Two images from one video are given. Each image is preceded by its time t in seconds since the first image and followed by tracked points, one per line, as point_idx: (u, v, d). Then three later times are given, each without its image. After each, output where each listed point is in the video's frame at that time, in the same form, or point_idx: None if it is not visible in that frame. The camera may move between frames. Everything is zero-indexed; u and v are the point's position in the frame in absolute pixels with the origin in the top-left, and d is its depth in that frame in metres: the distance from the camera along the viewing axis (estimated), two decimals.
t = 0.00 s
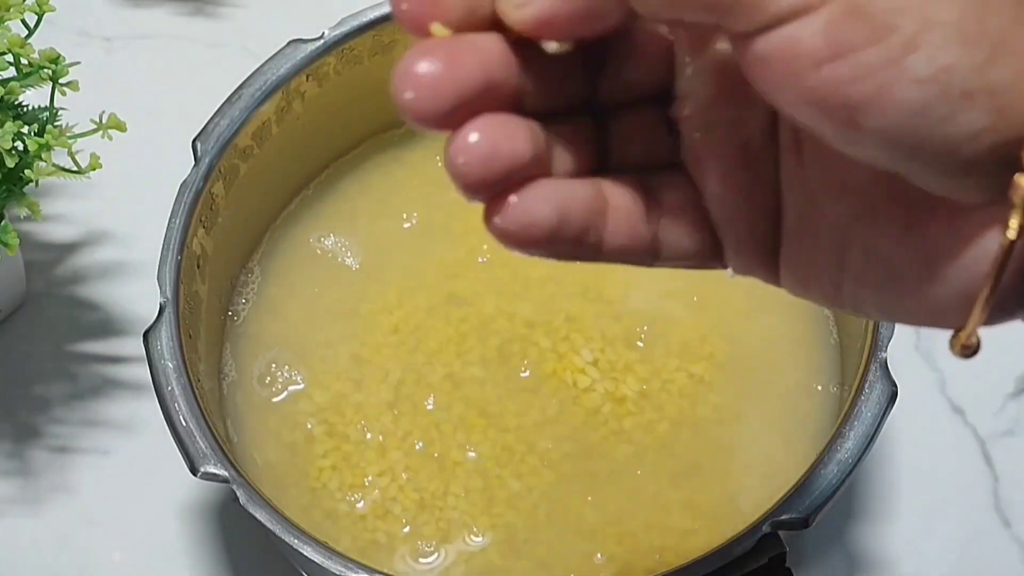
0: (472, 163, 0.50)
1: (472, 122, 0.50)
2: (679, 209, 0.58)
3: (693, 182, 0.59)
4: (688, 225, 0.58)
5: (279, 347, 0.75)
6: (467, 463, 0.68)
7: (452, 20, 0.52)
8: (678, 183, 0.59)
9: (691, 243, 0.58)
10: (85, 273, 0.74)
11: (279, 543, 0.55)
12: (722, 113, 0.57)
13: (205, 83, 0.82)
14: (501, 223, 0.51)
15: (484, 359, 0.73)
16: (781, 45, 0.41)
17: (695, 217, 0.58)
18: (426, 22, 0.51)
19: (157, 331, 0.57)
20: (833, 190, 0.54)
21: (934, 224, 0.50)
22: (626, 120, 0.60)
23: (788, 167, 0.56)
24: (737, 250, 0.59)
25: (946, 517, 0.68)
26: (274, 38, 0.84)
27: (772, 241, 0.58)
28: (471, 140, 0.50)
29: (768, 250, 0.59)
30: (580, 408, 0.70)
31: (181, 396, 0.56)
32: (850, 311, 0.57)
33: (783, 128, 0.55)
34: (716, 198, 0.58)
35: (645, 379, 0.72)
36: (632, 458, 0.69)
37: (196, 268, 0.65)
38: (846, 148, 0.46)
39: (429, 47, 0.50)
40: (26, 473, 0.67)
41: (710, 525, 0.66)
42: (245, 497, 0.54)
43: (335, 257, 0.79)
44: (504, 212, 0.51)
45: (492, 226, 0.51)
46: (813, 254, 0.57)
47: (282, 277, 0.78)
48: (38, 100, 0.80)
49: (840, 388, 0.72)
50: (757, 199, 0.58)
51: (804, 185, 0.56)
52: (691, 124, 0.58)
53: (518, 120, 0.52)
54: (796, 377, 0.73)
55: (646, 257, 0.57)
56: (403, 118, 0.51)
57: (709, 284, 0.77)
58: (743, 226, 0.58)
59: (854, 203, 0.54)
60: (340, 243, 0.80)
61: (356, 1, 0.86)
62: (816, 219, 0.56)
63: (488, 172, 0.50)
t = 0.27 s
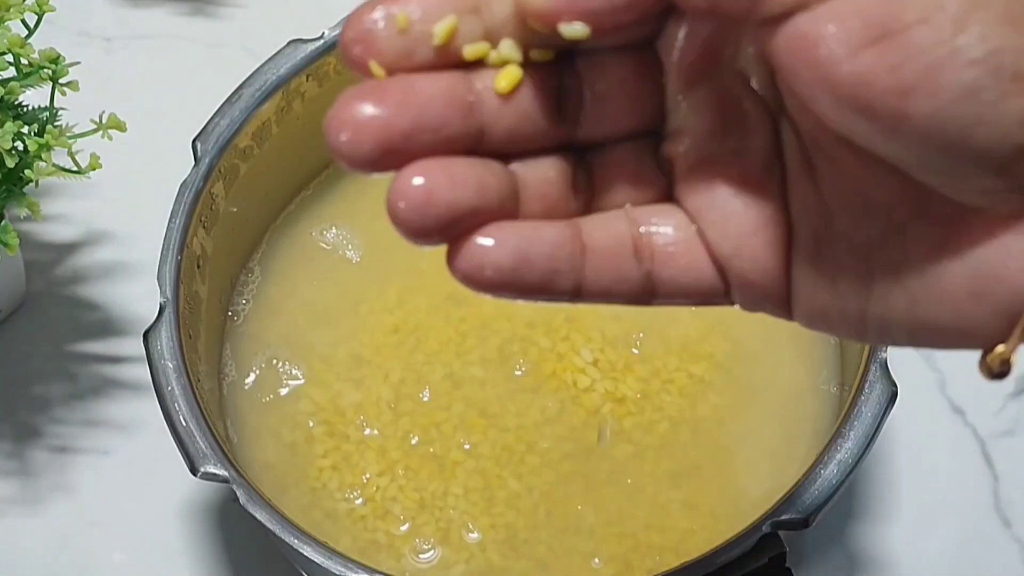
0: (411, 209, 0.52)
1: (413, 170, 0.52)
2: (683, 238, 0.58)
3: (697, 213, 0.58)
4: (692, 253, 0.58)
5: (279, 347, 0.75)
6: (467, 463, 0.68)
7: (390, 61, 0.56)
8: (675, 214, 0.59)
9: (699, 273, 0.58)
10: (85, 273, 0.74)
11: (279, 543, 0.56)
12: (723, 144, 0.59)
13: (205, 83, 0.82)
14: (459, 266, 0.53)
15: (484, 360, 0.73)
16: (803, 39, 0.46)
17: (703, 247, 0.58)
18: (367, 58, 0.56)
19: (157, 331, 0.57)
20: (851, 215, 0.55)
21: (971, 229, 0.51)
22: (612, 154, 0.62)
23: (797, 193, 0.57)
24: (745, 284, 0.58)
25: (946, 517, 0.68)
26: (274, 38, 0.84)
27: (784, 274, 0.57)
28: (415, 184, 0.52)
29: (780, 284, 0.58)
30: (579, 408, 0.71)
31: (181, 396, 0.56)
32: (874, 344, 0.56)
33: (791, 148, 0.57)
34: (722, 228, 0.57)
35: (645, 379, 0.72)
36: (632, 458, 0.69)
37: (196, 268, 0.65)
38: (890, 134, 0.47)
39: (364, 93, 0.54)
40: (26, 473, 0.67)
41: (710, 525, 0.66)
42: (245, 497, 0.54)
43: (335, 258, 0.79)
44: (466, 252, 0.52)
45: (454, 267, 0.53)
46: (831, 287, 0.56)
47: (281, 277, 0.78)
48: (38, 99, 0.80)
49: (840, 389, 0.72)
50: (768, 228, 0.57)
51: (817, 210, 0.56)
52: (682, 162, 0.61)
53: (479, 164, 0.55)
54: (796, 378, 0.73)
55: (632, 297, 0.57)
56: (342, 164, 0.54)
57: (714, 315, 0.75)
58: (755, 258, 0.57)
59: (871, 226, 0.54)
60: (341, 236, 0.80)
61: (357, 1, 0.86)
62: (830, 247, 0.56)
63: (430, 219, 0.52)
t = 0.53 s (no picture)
0: (411, 209, 0.51)
1: (412, 170, 0.51)
2: (689, 240, 0.58)
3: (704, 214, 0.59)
4: (699, 254, 0.58)
5: (279, 347, 0.75)
6: (467, 464, 0.68)
7: (385, 65, 0.57)
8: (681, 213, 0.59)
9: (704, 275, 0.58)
10: (85, 273, 0.74)
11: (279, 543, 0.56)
12: (722, 139, 0.60)
13: (205, 83, 0.82)
14: (464, 264, 0.51)
15: (484, 360, 0.73)
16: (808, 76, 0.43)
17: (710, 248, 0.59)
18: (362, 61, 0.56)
19: (157, 331, 0.57)
20: (855, 215, 0.56)
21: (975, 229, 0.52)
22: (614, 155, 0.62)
23: (801, 192, 0.58)
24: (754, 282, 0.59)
25: (946, 517, 0.68)
26: (274, 38, 0.84)
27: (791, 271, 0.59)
28: (412, 186, 0.51)
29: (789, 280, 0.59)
30: (580, 408, 0.71)
31: (181, 396, 0.56)
32: (881, 340, 0.58)
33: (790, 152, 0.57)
34: (728, 231, 0.58)
35: (645, 379, 0.72)
36: (632, 458, 0.69)
37: (196, 268, 0.65)
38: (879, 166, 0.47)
39: (362, 96, 0.53)
40: (26, 473, 0.67)
41: (710, 525, 0.66)
42: (245, 497, 0.54)
43: (336, 258, 0.79)
44: (470, 251, 0.51)
45: (459, 266, 0.51)
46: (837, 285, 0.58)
47: (282, 277, 0.78)
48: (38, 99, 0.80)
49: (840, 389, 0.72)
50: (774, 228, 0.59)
51: (821, 210, 0.57)
52: (684, 157, 0.61)
53: (478, 164, 0.54)
54: (796, 379, 0.73)
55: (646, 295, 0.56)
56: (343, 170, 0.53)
57: (715, 315, 0.76)
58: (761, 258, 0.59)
59: (875, 226, 0.55)
60: (345, 227, 0.80)
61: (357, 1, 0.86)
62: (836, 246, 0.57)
63: (430, 218, 0.51)
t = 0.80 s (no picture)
0: (451, 214, 0.48)
1: (451, 171, 0.49)
2: (703, 245, 0.59)
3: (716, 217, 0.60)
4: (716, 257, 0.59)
5: (280, 347, 0.75)
6: (467, 463, 0.68)
7: (428, 65, 0.52)
8: (698, 216, 0.60)
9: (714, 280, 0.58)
10: (85, 273, 0.74)
11: (279, 543, 0.55)
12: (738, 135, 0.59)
13: (205, 83, 0.82)
14: (501, 269, 0.50)
15: (484, 360, 0.73)
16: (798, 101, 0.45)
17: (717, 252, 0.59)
18: (401, 61, 0.51)
19: (157, 331, 0.57)
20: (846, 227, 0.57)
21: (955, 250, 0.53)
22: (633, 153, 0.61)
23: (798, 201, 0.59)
24: (761, 284, 0.60)
25: (946, 517, 0.67)
26: (274, 38, 0.84)
27: (791, 275, 0.60)
28: (452, 188, 0.48)
29: (791, 280, 0.61)
30: (579, 408, 0.71)
31: (181, 396, 0.56)
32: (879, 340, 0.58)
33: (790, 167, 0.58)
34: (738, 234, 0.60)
35: (645, 379, 0.72)
36: (632, 457, 0.69)
37: (196, 268, 0.65)
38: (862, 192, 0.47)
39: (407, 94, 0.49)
40: (26, 473, 0.67)
41: (710, 525, 0.66)
42: (245, 497, 0.54)
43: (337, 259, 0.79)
44: (508, 257, 0.50)
45: (495, 272, 0.50)
46: (828, 290, 0.59)
47: (282, 277, 0.78)
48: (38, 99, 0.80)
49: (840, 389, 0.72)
50: (778, 233, 0.60)
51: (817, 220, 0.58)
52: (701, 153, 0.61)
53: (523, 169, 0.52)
54: (796, 380, 0.73)
55: (666, 298, 0.56)
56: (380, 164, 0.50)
57: (715, 317, 0.75)
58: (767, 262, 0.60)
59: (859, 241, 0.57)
60: (349, 219, 0.81)
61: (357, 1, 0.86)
62: (827, 252, 0.59)
63: (472, 224, 0.49)
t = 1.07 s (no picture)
0: (425, 254, 0.50)
1: (424, 215, 0.50)
2: (698, 261, 0.58)
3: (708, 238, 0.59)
4: (706, 277, 0.58)
5: (279, 348, 0.75)
6: (467, 463, 0.68)
7: (423, 58, 0.52)
8: (687, 237, 0.59)
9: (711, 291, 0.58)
10: (85, 273, 0.74)
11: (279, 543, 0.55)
12: (725, 155, 0.58)
13: (205, 83, 0.82)
14: (485, 304, 0.50)
15: (484, 360, 0.73)
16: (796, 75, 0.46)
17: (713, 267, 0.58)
18: (377, 102, 0.52)
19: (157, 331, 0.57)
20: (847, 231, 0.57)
21: (958, 255, 0.53)
22: (621, 175, 0.60)
23: (795, 213, 0.58)
24: (759, 301, 0.59)
25: (946, 517, 0.68)
26: (274, 38, 0.84)
27: (793, 290, 0.59)
28: (429, 230, 0.50)
29: (791, 295, 0.59)
30: (579, 408, 0.71)
31: (181, 396, 0.56)
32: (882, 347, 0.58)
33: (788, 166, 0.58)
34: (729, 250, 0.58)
35: (644, 379, 0.72)
36: (632, 458, 0.69)
37: (196, 268, 0.65)
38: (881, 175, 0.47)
39: (381, 136, 0.51)
40: (26, 473, 0.67)
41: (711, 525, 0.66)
42: (245, 497, 0.54)
43: (336, 259, 0.79)
44: (488, 292, 0.50)
45: (476, 308, 0.51)
46: (830, 300, 0.58)
47: (282, 278, 0.78)
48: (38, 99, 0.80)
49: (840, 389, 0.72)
50: (774, 247, 0.59)
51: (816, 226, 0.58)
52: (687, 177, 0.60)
53: (494, 208, 0.53)
54: (796, 380, 0.73)
55: (657, 321, 0.56)
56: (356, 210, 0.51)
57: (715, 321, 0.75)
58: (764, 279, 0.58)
59: (860, 245, 0.56)
60: (351, 215, 0.81)
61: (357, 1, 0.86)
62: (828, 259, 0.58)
63: (447, 265, 0.50)
